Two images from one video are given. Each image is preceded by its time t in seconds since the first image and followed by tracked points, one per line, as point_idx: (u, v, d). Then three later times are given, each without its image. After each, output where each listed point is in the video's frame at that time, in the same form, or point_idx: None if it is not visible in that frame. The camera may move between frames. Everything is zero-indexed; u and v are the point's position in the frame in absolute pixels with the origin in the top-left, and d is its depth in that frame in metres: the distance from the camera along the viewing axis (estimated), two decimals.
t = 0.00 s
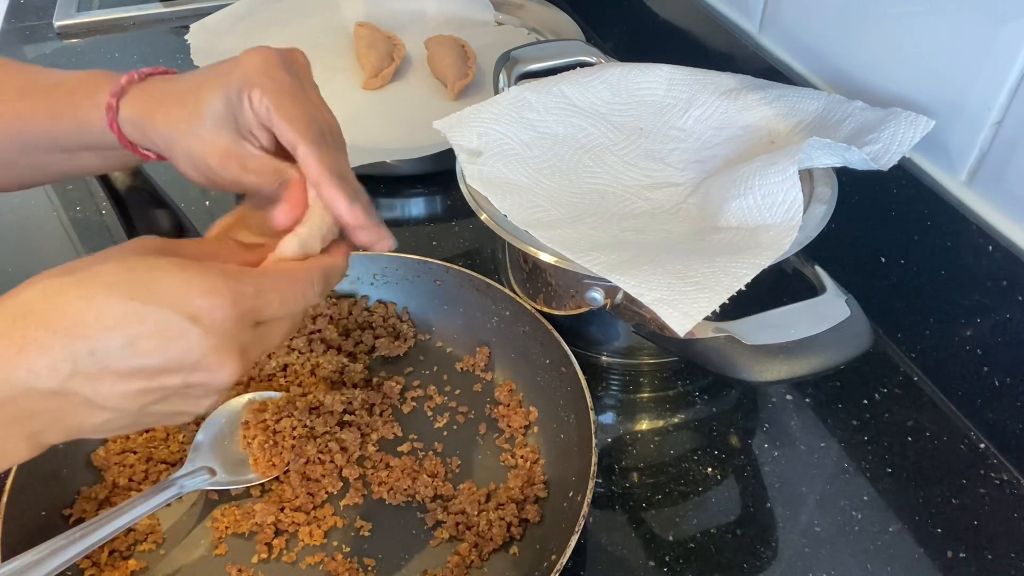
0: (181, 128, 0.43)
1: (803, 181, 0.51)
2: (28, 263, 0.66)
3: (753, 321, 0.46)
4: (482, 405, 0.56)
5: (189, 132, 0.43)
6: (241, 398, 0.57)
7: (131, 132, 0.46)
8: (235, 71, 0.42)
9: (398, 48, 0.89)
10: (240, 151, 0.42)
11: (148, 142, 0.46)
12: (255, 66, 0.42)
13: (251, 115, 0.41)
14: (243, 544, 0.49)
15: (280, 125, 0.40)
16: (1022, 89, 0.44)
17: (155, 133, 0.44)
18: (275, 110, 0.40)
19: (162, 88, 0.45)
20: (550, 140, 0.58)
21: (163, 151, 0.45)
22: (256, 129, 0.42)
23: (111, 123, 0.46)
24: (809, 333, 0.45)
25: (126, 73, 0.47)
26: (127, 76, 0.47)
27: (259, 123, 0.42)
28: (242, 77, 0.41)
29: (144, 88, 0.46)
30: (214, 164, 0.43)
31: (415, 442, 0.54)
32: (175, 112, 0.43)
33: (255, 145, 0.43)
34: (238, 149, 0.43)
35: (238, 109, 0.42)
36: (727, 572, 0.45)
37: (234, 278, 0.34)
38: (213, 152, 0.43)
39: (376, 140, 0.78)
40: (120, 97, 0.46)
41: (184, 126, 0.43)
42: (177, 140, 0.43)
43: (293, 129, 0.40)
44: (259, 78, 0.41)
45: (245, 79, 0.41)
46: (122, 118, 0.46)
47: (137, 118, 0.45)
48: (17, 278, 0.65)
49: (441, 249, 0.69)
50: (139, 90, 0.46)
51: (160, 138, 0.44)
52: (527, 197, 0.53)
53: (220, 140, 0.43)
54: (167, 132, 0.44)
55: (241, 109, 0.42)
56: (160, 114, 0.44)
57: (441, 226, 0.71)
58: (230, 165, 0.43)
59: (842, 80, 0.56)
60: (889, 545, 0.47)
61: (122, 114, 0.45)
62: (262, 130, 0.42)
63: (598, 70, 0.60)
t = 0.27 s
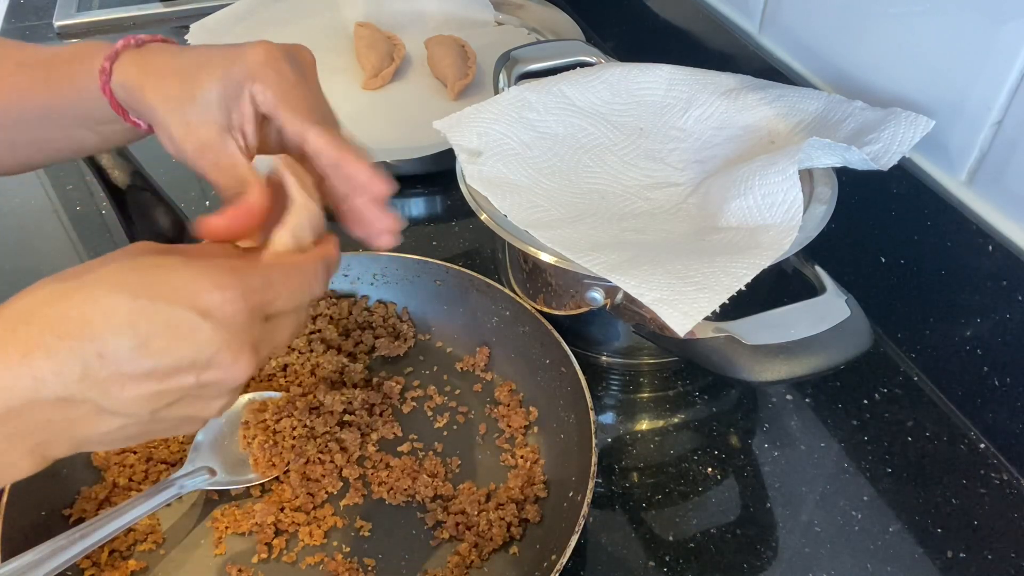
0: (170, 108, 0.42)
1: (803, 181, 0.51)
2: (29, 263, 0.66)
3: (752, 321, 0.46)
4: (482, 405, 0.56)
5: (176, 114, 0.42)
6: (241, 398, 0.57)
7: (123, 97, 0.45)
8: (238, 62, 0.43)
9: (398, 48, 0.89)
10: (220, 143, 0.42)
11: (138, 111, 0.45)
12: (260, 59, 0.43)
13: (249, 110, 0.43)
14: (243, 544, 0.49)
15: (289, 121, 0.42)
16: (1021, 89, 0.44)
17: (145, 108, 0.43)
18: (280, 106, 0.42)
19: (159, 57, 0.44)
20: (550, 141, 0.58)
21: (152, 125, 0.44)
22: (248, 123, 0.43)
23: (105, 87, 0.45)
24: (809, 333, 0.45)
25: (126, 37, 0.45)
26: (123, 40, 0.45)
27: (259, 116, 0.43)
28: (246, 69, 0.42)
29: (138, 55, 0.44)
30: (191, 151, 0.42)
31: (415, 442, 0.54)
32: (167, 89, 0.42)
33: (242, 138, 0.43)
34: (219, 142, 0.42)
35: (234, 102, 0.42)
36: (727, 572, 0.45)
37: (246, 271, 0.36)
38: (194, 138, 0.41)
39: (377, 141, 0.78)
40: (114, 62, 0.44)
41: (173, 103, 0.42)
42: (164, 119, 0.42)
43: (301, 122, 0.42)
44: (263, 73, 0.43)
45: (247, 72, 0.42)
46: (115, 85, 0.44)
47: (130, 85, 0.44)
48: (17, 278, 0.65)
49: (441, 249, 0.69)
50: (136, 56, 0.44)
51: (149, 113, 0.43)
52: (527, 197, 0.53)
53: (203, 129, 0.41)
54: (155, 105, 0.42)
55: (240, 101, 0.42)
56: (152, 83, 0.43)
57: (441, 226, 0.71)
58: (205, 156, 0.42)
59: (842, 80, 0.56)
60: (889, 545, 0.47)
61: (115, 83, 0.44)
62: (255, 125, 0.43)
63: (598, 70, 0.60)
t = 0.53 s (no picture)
0: (150, 96, 0.39)
1: (803, 181, 0.51)
2: (29, 263, 0.66)
3: (752, 321, 0.46)
4: (482, 405, 0.56)
5: (158, 100, 0.39)
6: (241, 398, 0.57)
7: (91, 119, 0.43)
8: (225, 40, 0.41)
9: (398, 48, 0.89)
10: (218, 113, 0.39)
11: (108, 130, 0.42)
12: (253, 36, 0.42)
13: (244, 78, 0.40)
14: (243, 544, 0.49)
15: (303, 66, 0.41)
16: (1021, 89, 0.44)
17: (119, 112, 0.40)
18: (288, 57, 0.41)
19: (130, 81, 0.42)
20: (550, 141, 0.58)
21: (123, 133, 0.41)
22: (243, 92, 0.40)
23: (71, 110, 0.43)
24: (808, 334, 0.45)
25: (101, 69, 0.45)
26: (100, 71, 0.45)
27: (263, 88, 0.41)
28: (236, 40, 0.41)
29: (111, 83, 0.43)
30: (183, 127, 0.37)
31: (415, 442, 0.54)
32: (147, 88, 0.40)
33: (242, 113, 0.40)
34: (216, 113, 0.39)
35: (228, 76, 0.40)
36: (727, 572, 0.45)
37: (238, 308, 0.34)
38: (184, 111, 0.38)
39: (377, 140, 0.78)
40: (87, 89, 0.43)
41: (155, 97, 0.39)
42: (141, 111, 0.39)
43: (318, 65, 0.41)
44: (257, 40, 0.41)
45: (241, 42, 0.41)
46: (84, 107, 0.43)
47: (103, 106, 0.42)
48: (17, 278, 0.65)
49: (441, 249, 0.69)
50: (109, 82, 0.44)
51: (123, 114, 0.40)
52: (527, 197, 0.53)
53: (196, 102, 0.38)
54: (134, 105, 0.40)
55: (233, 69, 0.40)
56: (130, 93, 0.41)
57: (441, 226, 0.71)
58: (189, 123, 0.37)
59: (842, 80, 0.56)
60: (889, 545, 0.47)
61: (84, 106, 0.43)
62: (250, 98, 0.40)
63: (598, 70, 0.60)
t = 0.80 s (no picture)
0: (178, 143, 0.42)
1: (803, 181, 0.51)
2: (29, 263, 0.66)
3: (752, 321, 0.46)
4: (482, 405, 0.56)
5: (190, 150, 0.42)
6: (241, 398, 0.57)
7: (120, 166, 0.44)
8: (232, 73, 0.42)
9: (398, 48, 0.89)
10: (240, 155, 0.41)
11: (133, 175, 0.44)
12: (250, 65, 0.42)
13: (252, 116, 0.41)
14: (243, 544, 0.49)
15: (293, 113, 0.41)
16: (1021, 89, 0.44)
17: (148, 160, 0.43)
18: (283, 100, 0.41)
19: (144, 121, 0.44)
20: (550, 141, 0.58)
21: (157, 181, 0.44)
22: (252, 125, 0.42)
23: (93, 159, 0.45)
24: (809, 333, 0.45)
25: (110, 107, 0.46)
26: (113, 112, 0.46)
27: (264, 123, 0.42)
28: (241, 75, 0.41)
29: (128, 124, 0.45)
30: (216, 176, 0.41)
31: (415, 442, 0.54)
32: (169, 132, 0.42)
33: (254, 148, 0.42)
34: (238, 154, 0.41)
35: (239, 112, 0.41)
36: (727, 572, 0.45)
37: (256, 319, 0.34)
38: (213, 158, 0.41)
39: (377, 140, 0.78)
40: (105, 132, 0.44)
41: (185, 147, 0.41)
42: (172, 159, 0.42)
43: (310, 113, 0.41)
44: (258, 74, 0.42)
45: (245, 76, 0.41)
46: (106, 154, 0.44)
47: (127, 154, 0.44)
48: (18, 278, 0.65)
49: (441, 249, 0.69)
50: (125, 124, 0.45)
51: (153, 164, 0.43)
52: (526, 196, 0.53)
53: (220, 147, 0.41)
54: (165, 156, 0.42)
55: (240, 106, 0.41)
56: (154, 138, 0.43)
57: (441, 226, 0.71)
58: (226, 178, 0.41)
59: (842, 80, 0.56)
60: (889, 545, 0.48)
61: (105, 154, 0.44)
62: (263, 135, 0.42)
63: (598, 70, 0.60)
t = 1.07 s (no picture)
0: (170, 107, 0.41)
1: (803, 181, 0.51)
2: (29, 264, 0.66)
3: (752, 321, 0.46)
4: (482, 405, 0.56)
5: (180, 112, 0.41)
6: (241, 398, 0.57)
7: (115, 121, 0.43)
8: (247, 58, 0.43)
9: (398, 48, 0.89)
10: (231, 131, 0.41)
11: (127, 132, 0.43)
12: (268, 52, 0.43)
13: (260, 102, 0.42)
14: (243, 544, 0.49)
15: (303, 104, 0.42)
16: (1021, 89, 0.44)
17: (141, 117, 0.42)
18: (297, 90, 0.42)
19: (147, 83, 0.44)
20: (550, 141, 0.58)
21: (144, 138, 0.42)
22: (258, 113, 0.42)
23: (92, 108, 0.44)
24: (809, 334, 0.45)
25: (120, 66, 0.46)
26: (119, 70, 0.45)
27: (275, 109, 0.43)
28: (259, 60, 0.42)
29: (134, 82, 0.44)
30: (199, 143, 0.39)
31: (415, 442, 0.54)
32: (169, 95, 0.42)
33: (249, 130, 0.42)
34: (231, 131, 0.41)
35: (246, 94, 0.41)
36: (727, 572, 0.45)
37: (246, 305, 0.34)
38: (200, 127, 0.40)
39: (377, 140, 0.78)
40: (108, 87, 0.44)
41: (176, 110, 0.41)
42: (161, 121, 0.41)
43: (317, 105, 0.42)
44: (274, 61, 0.43)
45: (261, 59, 0.42)
46: (106, 107, 0.44)
47: (122, 109, 0.43)
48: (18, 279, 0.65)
49: (441, 249, 0.69)
50: (132, 81, 0.44)
51: (144, 120, 0.42)
52: (526, 197, 0.53)
53: (213, 119, 0.40)
54: (155, 114, 0.41)
55: (251, 92, 0.42)
56: (152, 98, 0.42)
57: (441, 226, 0.71)
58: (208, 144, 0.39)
59: (842, 80, 0.56)
60: (889, 545, 0.48)
61: (106, 105, 0.44)
62: (264, 117, 0.43)
63: (599, 70, 0.60)
